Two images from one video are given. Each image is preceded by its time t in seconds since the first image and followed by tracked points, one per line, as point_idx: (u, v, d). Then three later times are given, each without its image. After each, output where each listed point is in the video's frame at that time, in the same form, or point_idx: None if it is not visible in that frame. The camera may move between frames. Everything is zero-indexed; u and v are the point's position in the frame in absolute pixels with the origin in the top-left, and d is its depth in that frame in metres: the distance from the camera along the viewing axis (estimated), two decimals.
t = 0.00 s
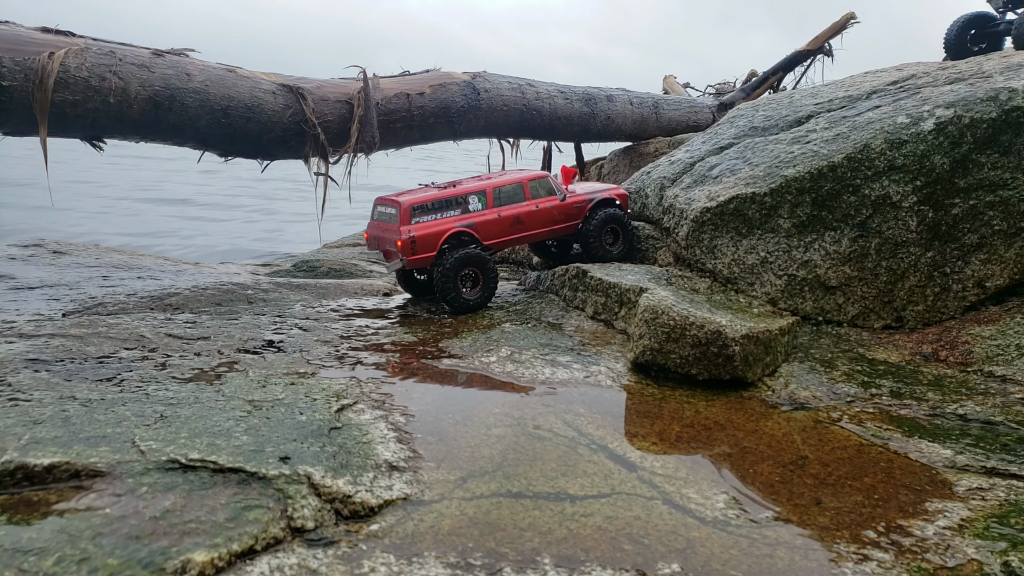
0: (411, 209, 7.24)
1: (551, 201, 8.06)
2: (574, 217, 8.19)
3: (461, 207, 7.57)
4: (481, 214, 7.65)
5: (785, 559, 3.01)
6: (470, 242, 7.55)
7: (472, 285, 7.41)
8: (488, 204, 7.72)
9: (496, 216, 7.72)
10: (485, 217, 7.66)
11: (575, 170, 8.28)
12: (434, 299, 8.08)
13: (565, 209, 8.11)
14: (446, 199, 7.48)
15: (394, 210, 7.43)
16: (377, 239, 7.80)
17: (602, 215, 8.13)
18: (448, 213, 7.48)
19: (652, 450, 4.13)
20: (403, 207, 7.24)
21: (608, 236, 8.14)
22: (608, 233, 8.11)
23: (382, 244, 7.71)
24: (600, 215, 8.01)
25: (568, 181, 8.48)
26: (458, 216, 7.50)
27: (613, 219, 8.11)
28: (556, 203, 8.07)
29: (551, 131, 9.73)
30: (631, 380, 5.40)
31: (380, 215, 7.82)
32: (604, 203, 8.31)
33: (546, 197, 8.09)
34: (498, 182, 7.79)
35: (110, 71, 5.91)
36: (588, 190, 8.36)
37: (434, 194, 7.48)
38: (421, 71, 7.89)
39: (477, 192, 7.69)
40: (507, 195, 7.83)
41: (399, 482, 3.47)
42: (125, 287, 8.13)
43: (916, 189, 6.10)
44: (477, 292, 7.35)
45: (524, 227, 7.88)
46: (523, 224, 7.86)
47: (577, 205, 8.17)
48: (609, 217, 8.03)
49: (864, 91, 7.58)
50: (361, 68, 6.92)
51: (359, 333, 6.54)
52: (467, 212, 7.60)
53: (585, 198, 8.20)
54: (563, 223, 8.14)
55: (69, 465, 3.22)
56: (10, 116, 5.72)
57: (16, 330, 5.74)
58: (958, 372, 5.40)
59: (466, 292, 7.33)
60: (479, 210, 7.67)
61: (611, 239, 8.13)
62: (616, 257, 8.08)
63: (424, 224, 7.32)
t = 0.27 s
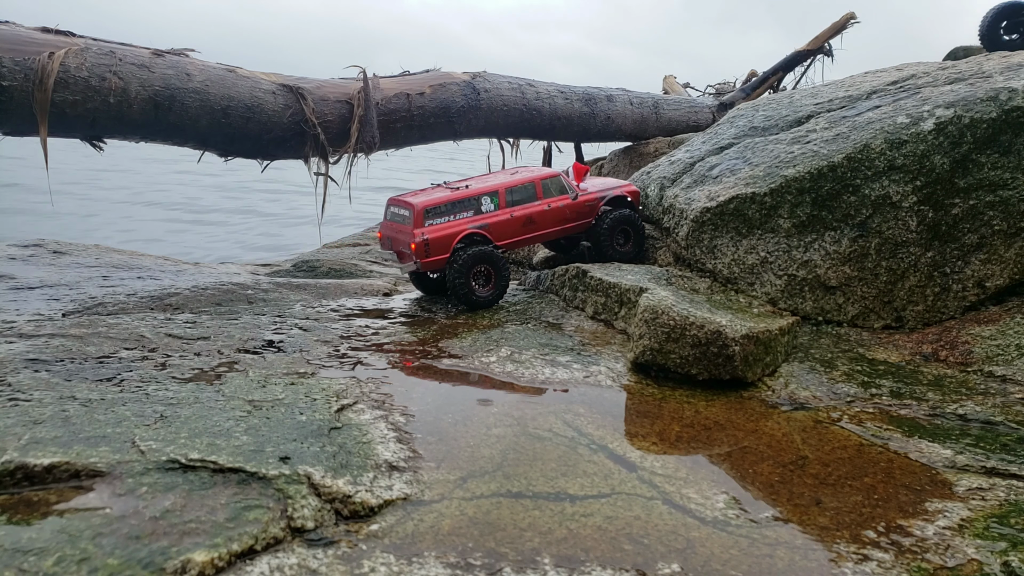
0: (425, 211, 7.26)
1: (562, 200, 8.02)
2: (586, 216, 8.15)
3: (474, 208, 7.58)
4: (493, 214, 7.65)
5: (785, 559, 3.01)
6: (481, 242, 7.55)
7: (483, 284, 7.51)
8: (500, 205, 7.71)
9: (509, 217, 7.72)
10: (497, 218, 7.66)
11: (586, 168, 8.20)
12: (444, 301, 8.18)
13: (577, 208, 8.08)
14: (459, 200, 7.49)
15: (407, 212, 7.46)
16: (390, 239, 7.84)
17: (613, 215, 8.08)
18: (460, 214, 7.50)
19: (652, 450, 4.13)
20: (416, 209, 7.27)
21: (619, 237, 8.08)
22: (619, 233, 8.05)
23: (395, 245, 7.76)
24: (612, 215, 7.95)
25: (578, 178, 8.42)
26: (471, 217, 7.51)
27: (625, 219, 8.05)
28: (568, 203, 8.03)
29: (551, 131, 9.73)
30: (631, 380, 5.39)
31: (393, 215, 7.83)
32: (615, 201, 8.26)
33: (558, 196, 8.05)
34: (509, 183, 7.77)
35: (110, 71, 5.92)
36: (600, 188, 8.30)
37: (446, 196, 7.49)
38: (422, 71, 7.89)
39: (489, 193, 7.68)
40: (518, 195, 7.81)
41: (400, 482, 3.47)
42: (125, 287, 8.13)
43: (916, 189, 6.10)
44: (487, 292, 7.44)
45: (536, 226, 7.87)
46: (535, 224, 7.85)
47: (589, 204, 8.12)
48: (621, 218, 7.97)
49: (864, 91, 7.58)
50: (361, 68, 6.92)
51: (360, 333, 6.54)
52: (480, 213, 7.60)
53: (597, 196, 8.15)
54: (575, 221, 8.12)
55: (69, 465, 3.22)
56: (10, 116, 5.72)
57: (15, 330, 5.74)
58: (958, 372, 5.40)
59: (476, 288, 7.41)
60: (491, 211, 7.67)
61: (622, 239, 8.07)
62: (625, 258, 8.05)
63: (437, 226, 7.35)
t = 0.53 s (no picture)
0: (434, 211, 7.27)
1: (571, 198, 7.98)
2: (595, 214, 8.10)
3: (483, 207, 7.57)
4: (503, 213, 7.64)
5: (785, 559, 3.01)
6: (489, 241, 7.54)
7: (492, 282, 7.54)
8: (509, 204, 7.70)
9: (518, 216, 7.70)
10: (506, 217, 7.64)
11: (594, 165, 8.11)
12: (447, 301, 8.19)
13: (586, 206, 8.03)
14: (468, 200, 7.49)
15: (417, 212, 7.48)
16: (401, 238, 7.87)
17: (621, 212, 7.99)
18: (470, 214, 7.50)
19: (652, 450, 4.13)
20: (426, 209, 7.28)
21: (627, 237, 8.01)
22: (627, 233, 7.99)
23: (405, 244, 7.78)
24: (619, 215, 7.89)
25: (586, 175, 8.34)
26: (480, 216, 7.50)
27: (634, 219, 7.98)
28: (577, 200, 7.99)
29: (551, 131, 9.73)
30: (631, 380, 5.39)
31: (404, 214, 7.84)
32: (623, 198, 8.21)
33: (567, 194, 8.01)
34: (519, 181, 7.75)
35: (110, 71, 5.92)
36: (608, 184, 8.23)
37: (456, 195, 7.49)
38: (422, 71, 7.88)
39: (499, 192, 7.68)
40: (527, 194, 7.79)
41: (400, 482, 3.47)
42: (125, 287, 8.13)
43: (916, 189, 6.10)
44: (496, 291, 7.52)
45: (545, 225, 7.84)
46: (544, 222, 7.82)
47: (597, 201, 8.08)
48: (628, 217, 7.91)
49: (864, 91, 7.58)
50: (361, 68, 6.92)
51: (360, 333, 6.54)
52: (489, 212, 7.59)
53: (606, 194, 8.09)
54: (585, 220, 8.07)
55: (69, 465, 3.22)
56: (11, 116, 5.72)
57: (16, 330, 5.74)
58: (958, 372, 5.40)
59: (485, 288, 7.48)
60: (500, 210, 7.66)
61: (630, 239, 8.01)
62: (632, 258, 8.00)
63: (447, 225, 7.36)
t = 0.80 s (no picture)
0: (435, 211, 7.28)
1: (571, 198, 7.98)
2: (595, 214, 8.10)
3: (483, 207, 7.57)
4: (503, 214, 7.64)
5: (785, 559, 3.01)
6: (489, 241, 7.54)
7: (492, 282, 7.53)
8: (510, 204, 7.70)
9: (518, 216, 7.70)
10: (507, 217, 7.64)
11: (593, 164, 8.08)
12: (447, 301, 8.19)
13: (586, 206, 8.03)
14: (469, 200, 7.50)
15: (417, 212, 7.48)
16: (401, 238, 7.87)
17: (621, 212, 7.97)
18: (470, 214, 7.50)
19: (652, 449, 4.13)
20: (426, 209, 7.29)
21: (627, 238, 7.98)
22: (627, 233, 7.95)
23: (405, 244, 7.79)
24: (619, 215, 7.87)
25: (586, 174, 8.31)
26: (481, 217, 7.51)
27: (634, 219, 7.95)
28: (577, 201, 7.99)
29: (551, 131, 9.73)
30: (631, 380, 5.39)
31: (404, 214, 7.84)
32: (623, 197, 8.20)
33: (567, 194, 8.01)
34: (519, 182, 7.75)
35: (110, 71, 5.92)
36: (608, 184, 8.22)
37: (456, 195, 7.49)
38: (422, 71, 7.88)
39: (499, 192, 7.68)
40: (528, 194, 7.79)
41: (400, 482, 3.47)
42: (125, 287, 8.13)
43: (916, 189, 6.10)
44: (496, 292, 7.50)
45: (546, 225, 7.84)
46: (544, 222, 7.82)
47: (597, 201, 8.08)
48: (628, 217, 7.89)
49: (864, 91, 7.58)
50: (361, 68, 6.92)
51: (360, 333, 6.54)
52: (489, 213, 7.60)
53: (605, 194, 8.09)
54: (584, 220, 8.07)
55: (69, 465, 3.22)
56: (10, 115, 5.72)
57: (16, 330, 5.74)
58: (958, 372, 5.40)
59: (484, 288, 7.47)
60: (500, 210, 7.66)
61: (630, 240, 7.98)
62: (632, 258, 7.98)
63: (447, 226, 7.37)
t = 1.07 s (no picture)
0: (436, 213, 7.31)
1: (573, 195, 7.97)
2: (597, 209, 8.10)
3: (485, 207, 7.58)
4: (505, 213, 7.65)
5: (785, 559, 3.01)
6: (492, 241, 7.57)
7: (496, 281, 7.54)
8: (511, 203, 7.70)
9: (520, 215, 7.71)
10: (509, 216, 7.65)
11: (594, 159, 8.06)
12: (448, 301, 8.19)
13: (588, 202, 8.03)
14: (470, 200, 7.51)
15: (420, 214, 7.50)
16: (404, 240, 7.90)
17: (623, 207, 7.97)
18: (472, 214, 7.52)
19: (652, 450, 4.13)
20: (428, 211, 7.32)
21: (628, 232, 8.00)
22: (628, 227, 7.96)
23: (409, 246, 7.81)
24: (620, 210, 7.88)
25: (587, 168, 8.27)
26: (483, 216, 7.52)
27: (635, 212, 7.95)
28: (578, 197, 7.98)
29: (551, 131, 9.73)
30: (631, 380, 5.39)
31: (406, 216, 7.86)
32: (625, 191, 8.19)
33: (569, 190, 8.00)
34: (520, 180, 7.75)
35: (110, 71, 5.92)
36: (609, 179, 8.21)
37: (458, 196, 7.51)
38: (421, 71, 7.88)
39: (500, 191, 7.68)
40: (529, 193, 7.79)
41: (400, 482, 3.47)
42: (125, 287, 8.13)
43: (916, 189, 6.10)
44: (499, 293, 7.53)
45: (548, 222, 7.85)
46: (546, 220, 7.83)
47: (599, 197, 8.08)
48: (629, 212, 7.90)
49: (864, 91, 7.58)
50: (361, 68, 6.92)
51: (360, 333, 6.54)
52: (491, 212, 7.60)
53: (606, 188, 8.09)
54: (587, 216, 8.08)
55: (69, 465, 3.22)
56: (10, 115, 5.72)
57: (15, 330, 5.73)
58: (958, 372, 5.40)
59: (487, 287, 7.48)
60: (502, 209, 7.66)
61: (632, 234, 7.99)
62: (635, 252, 8.00)
63: (450, 227, 7.39)
